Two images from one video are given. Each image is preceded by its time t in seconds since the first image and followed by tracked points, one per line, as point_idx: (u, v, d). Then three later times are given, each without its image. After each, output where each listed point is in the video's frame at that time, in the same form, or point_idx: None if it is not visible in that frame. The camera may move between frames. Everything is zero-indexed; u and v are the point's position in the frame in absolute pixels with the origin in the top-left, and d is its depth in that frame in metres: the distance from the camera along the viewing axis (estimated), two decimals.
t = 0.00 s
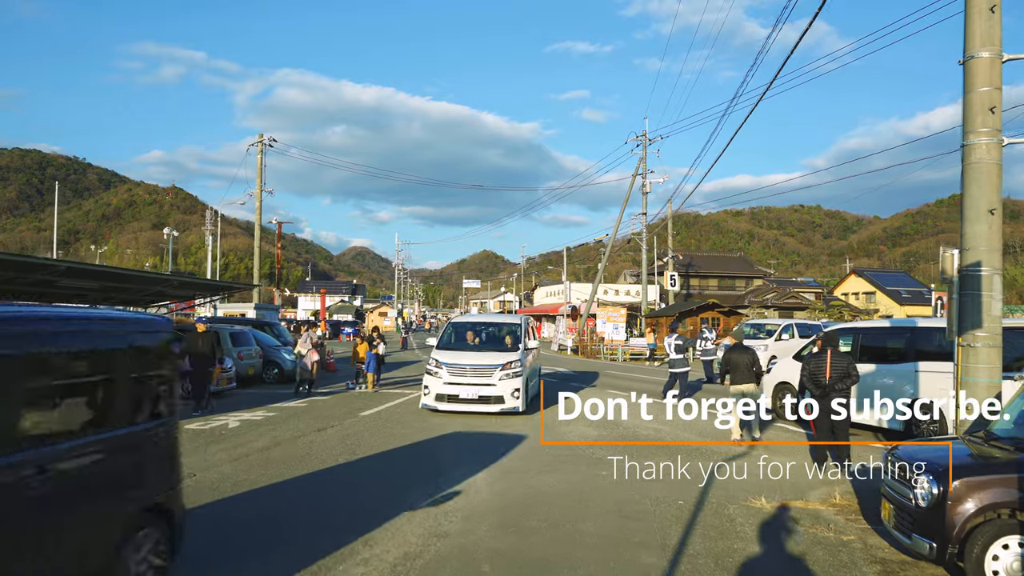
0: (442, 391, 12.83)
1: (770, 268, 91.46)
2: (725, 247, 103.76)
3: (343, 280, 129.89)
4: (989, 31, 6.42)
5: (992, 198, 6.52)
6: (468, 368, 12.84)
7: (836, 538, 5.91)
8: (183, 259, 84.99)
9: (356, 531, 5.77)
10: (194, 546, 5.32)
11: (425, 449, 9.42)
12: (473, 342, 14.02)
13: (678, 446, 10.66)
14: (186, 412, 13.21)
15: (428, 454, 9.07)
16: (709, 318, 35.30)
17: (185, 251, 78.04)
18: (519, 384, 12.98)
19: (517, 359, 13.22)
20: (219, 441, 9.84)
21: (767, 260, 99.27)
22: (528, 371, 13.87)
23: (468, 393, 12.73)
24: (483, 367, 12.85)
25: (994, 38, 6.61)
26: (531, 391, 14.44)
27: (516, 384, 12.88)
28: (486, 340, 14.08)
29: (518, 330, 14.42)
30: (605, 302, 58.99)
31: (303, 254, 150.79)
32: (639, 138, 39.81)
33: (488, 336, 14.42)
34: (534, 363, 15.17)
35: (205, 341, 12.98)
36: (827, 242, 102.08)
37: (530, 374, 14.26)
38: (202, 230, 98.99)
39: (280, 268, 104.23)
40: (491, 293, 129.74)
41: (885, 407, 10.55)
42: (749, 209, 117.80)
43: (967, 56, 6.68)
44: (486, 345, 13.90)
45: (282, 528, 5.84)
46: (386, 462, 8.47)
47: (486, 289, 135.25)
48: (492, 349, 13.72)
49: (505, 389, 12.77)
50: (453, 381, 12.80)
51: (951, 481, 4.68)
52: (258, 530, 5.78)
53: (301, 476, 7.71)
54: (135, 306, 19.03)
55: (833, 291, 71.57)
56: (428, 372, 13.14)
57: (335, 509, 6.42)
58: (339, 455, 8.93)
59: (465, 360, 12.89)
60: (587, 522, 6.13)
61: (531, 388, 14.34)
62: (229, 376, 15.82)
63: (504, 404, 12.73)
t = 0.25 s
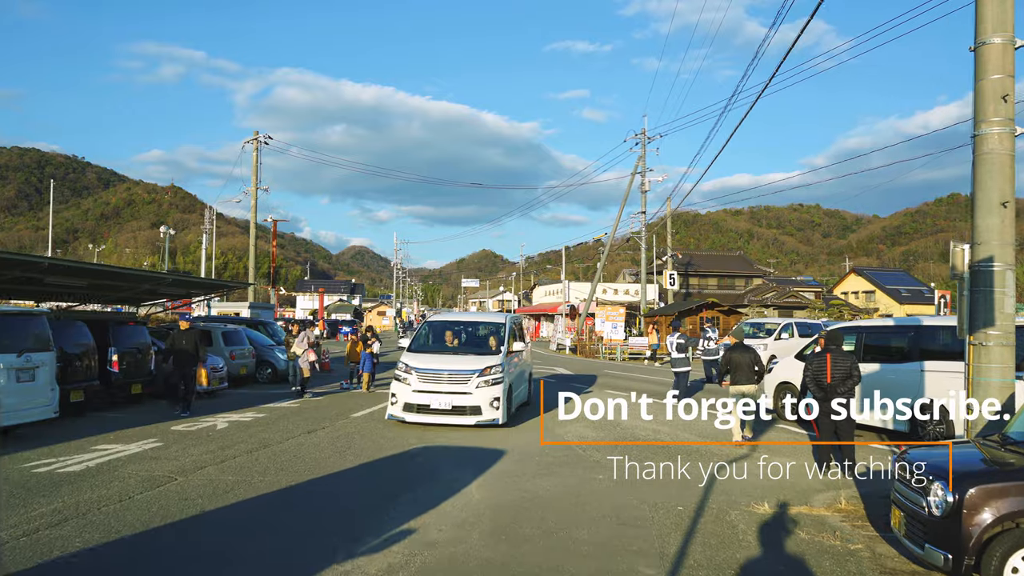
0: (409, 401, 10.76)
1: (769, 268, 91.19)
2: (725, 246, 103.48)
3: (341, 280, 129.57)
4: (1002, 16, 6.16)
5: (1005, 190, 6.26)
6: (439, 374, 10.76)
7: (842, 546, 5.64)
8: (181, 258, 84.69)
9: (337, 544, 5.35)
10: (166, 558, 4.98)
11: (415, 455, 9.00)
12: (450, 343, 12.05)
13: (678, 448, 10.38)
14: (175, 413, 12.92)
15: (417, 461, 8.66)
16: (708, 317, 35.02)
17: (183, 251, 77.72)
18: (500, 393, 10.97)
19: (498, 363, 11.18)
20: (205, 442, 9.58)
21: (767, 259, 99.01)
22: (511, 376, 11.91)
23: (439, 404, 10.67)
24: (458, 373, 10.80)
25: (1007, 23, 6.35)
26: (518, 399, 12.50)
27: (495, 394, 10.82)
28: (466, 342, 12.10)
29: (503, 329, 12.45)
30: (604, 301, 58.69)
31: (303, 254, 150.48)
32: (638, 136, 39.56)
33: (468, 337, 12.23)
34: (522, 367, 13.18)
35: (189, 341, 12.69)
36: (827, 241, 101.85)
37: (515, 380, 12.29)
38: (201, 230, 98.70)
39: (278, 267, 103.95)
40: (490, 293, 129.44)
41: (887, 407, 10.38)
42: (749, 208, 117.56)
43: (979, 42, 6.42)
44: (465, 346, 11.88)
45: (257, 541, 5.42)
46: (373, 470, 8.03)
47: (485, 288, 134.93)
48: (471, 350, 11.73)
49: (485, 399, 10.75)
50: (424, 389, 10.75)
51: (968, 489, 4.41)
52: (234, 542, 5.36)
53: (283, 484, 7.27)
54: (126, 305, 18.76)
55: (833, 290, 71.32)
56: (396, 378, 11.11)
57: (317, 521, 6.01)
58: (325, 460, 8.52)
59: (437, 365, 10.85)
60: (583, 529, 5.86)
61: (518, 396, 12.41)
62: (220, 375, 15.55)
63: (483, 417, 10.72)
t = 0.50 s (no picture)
0: (365, 414, 9.30)
1: (770, 267, 90.90)
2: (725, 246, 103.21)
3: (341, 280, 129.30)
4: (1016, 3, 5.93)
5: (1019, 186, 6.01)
6: (402, 383, 9.34)
7: (848, 558, 5.40)
8: (181, 259, 84.42)
9: (321, 560, 5.03)
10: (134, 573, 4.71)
11: (407, 462, 8.73)
12: (422, 348, 10.65)
13: (677, 451, 10.17)
14: (165, 417, 12.65)
15: (411, 469, 8.39)
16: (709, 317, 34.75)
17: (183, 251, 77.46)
18: (472, 405, 9.48)
19: (471, 370, 9.72)
20: (192, 447, 9.33)
21: (767, 259, 98.72)
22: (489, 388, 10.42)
23: (398, 418, 9.21)
24: (423, 381, 9.37)
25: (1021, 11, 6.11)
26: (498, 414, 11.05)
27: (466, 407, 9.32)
28: (442, 348, 10.67)
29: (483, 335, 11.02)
30: (604, 301, 58.41)
31: (303, 254, 150.20)
32: (638, 134, 39.29)
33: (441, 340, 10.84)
34: (505, 378, 11.71)
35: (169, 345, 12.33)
36: (827, 240, 101.55)
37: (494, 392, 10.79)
38: (201, 230, 98.46)
39: (278, 267, 103.68)
40: (490, 293, 129.15)
41: (888, 408, 10.11)
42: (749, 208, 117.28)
43: (992, 31, 6.18)
44: (436, 353, 10.48)
45: (233, 557, 5.09)
46: (361, 477, 7.74)
47: (485, 288, 134.63)
48: (443, 357, 10.29)
49: (452, 412, 9.26)
50: (383, 401, 9.30)
51: (983, 502, 4.16)
52: (209, 556, 5.03)
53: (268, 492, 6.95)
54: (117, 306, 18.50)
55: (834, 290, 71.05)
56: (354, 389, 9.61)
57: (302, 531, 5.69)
58: (314, 467, 8.22)
59: (401, 373, 9.44)
60: (577, 541, 5.61)
61: (496, 411, 10.91)
62: (212, 377, 15.37)
63: (450, 434, 9.22)
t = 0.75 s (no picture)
0: (301, 430, 7.64)
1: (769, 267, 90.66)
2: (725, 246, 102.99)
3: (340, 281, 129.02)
4: None
5: None
6: (347, 394, 7.70)
7: (850, 566, 5.16)
8: (180, 260, 84.22)
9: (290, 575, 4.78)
10: None
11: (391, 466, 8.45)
12: (381, 352, 9.01)
13: (674, 452, 9.98)
14: (153, 418, 12.39)
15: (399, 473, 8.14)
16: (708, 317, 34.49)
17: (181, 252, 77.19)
18: (431, 420, 7.84)
19: (431, 378, 8.14)
20: (175, 450, 9.08)
21: (767, 259, 98.49)
22: (456, 398, 8.79)
23: (342, 436, 7.57)
24: (372, 391, 7.73)
25: None
26: (468, 429, 9.44)
27: (423, 422, 7.72)
28: (404, 351, 9.01)
29: (452, 336, 9.39)
30: (603, 301, 58.20)
31: (302, 255, 149.94)
32: (637, 133, 39.06)
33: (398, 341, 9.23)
34: (479, 386, 10.09)
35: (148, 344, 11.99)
36: (827, 240, 101.37)
37: (463, 404, 9.17)
38: (200, 231, 98.25)
39: (278, 268, 103.45)
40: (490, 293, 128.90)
41: (890, 408, 9.85)
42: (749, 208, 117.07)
43: (1000, 16, 5.98)
44: (395, 357, 8.83)
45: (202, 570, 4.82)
46: (341, 483, 7.46)
47: (484, 289, 134.35)
48: (401, 362, 8.63)
49: (405, 428, 7.60)
50: (322, 415, 7.62)
51: (997, 511, 3.90)
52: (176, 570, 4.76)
53: (244, 500, 6.68)
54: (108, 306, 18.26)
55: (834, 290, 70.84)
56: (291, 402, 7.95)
57: (270, 545, 5.43)
58: (295, 473, 7.93)
59: (350, 379, 7.86)
60: (567, 550, 5.37)
61: (466, 425, 9.30)
62: (202, 378, 15.14)
63: (402, 455, 7.56)
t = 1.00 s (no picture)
0: (212, 459, 6.17)
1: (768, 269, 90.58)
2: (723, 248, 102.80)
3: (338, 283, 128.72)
4: None
5: None
6: (270, 412, 6.25)
7: None
8: (178, 262, 83.87)
9: None
10: None
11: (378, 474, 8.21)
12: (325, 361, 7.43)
13: (669, 460, 9.75)
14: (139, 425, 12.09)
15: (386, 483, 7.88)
16: (706, 319, 34.27)
17: (179, 254, 76.91)
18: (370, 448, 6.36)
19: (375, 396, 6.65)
20: (157, 458, 8.78)
21: (766, 260, 98.27)
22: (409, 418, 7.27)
23: (259, 465, 6.10)
24: (300, 411, 6.27)
25: None
26: (428, 452, 7.92)
27: (360, 451, 6.25)
28: (350, 360, 7.46)
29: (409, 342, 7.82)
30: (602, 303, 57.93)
31: (300, 257, 149.57)
32: (635, 135, 38.89)
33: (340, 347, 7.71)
34: (444, 401, 8.54)
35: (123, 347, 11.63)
36: (826, 242, 101.23)
37: (420, 423, 7.62)
38: (199, 234, 97.94)
39: (276, 270, 103.11)
40: (488, 295, 128.66)
41: (890, 411, 9.67)
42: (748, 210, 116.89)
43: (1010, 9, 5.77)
44: (336, 368, 7.27)
45: None
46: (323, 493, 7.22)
47: (483, 290, 134.13)
48: (341, 374, 7.07)
49: (334, 459, 6.12)
50: (238, 440, 6.16)
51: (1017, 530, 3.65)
52: None
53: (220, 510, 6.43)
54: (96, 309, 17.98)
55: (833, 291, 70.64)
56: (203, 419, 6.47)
57: (244, 561, 5.17)
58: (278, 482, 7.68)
59: (274, 393, 6.42)
60: (557, 565, 5.15)
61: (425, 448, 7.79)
62: (192, 383, 14.84)
63: (330, 491, 6.07)
